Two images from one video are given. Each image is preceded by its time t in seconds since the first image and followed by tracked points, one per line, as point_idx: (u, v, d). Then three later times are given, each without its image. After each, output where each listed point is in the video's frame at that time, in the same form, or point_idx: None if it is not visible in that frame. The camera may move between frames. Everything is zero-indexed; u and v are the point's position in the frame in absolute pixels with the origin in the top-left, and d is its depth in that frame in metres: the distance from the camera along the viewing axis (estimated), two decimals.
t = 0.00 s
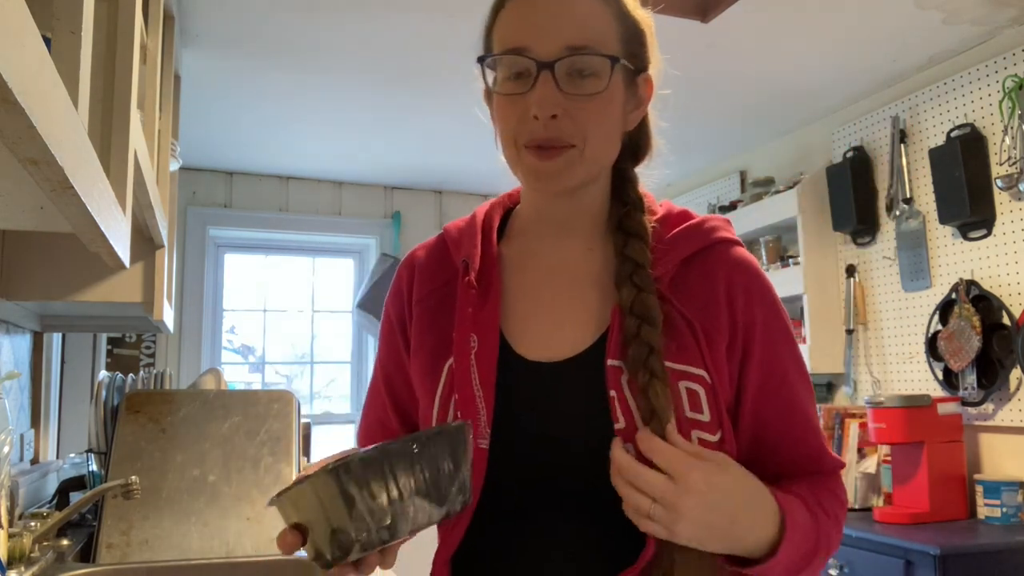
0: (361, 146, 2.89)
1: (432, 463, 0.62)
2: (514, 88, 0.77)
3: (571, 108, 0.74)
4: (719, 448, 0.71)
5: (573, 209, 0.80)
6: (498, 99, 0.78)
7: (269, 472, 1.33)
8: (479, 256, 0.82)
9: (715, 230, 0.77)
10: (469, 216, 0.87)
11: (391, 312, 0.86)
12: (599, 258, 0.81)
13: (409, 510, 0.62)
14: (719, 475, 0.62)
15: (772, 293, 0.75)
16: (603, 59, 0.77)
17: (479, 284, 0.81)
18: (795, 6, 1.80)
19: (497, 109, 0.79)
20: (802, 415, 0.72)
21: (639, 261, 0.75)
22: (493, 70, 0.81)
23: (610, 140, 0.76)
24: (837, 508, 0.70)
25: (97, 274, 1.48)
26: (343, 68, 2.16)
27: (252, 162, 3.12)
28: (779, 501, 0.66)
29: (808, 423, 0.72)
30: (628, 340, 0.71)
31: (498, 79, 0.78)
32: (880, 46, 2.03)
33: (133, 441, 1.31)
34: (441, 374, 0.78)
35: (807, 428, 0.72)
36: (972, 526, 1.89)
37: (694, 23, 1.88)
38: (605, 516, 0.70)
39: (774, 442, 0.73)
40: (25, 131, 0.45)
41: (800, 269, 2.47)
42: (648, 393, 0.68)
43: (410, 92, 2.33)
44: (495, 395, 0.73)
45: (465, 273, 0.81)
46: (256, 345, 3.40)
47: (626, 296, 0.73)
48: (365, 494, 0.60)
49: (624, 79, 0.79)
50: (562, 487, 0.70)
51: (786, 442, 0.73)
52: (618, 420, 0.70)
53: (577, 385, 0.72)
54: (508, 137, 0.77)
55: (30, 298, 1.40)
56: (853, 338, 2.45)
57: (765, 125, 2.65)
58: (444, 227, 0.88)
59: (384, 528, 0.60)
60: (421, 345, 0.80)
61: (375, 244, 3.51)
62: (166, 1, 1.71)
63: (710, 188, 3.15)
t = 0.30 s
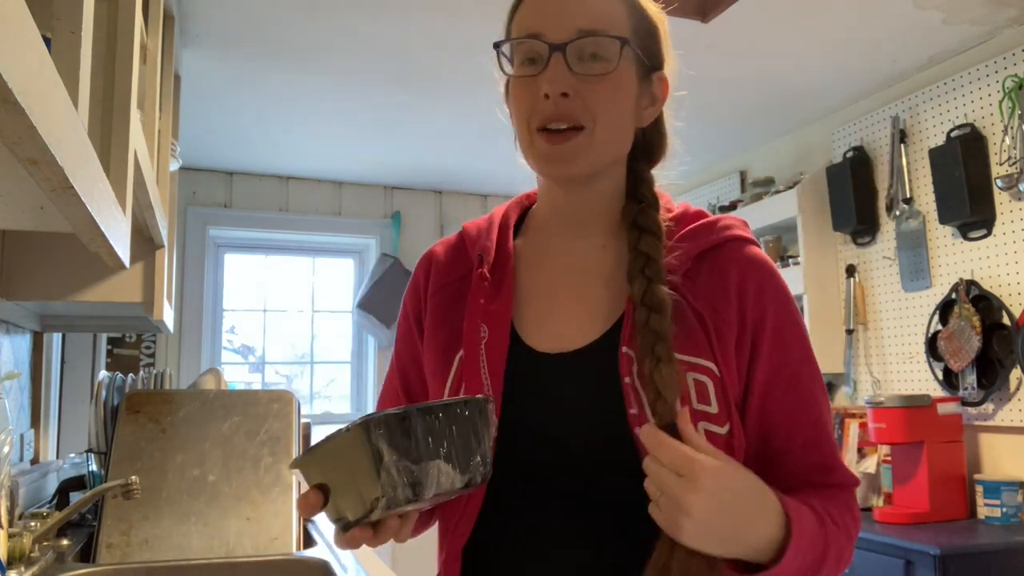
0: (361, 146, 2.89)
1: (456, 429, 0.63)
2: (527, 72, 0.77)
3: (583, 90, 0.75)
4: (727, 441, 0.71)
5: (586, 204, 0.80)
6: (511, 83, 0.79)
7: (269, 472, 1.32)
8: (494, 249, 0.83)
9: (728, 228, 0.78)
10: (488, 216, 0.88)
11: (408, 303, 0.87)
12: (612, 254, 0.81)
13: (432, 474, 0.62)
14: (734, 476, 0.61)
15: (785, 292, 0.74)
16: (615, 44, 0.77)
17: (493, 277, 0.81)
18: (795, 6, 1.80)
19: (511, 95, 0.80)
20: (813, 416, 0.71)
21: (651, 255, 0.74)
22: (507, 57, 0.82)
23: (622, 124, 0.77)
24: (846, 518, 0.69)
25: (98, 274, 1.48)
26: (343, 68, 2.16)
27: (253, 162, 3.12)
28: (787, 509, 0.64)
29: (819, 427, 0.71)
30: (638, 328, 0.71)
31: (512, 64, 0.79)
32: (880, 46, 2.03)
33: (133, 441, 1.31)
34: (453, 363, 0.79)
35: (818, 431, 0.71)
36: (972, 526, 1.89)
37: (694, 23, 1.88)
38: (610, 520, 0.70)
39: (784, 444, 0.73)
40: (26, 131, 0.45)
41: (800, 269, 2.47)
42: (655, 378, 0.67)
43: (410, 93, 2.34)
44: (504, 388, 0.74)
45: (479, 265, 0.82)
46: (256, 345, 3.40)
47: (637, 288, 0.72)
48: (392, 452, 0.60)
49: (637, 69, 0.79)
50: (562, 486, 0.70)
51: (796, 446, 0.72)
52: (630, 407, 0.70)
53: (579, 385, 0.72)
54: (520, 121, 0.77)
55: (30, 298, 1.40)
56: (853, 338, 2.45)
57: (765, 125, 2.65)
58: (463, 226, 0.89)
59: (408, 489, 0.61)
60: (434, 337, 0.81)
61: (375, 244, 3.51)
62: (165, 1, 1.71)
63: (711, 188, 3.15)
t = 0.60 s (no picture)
0: (362, 146, 2.89)
1: (476, 468, 0.63)
2: (529, 70, 0.78)
3: (583, 87, 0.75)
4: (714, 439, 0.71)
5: (584, 202, 0.80)
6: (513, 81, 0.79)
7: (269, 472, 1.32)
8: (491, 245, 0.83)
9: (724, 228, 0.78)
10: (488, 212, 0.88)
11: (405, 298, 0.87)
12: (609, 252, 0.81)
13: (449, 512, 0.62)
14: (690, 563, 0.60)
15: (781, 292, 0.74)
16: (616, 42, 0.77)
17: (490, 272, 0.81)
18: (795, 6, 1.80)
19: (513, 94, 0.80)
20: (808, 417, 0.71)
21: (642, 261, 0.75)
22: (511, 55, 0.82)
23: (622, 122, 0.77)
24: (838, 527, 0.69)
25: (98, 274, 1.48)
26: (343, 68, 2.16)
27: (253, 162, 3.12)
28: None
29: (813, 429, 0.71)
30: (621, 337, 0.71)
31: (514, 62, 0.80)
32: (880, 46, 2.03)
33: (133, 441, 1.32)
34: (447, 356, 0.78)
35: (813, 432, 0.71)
36: (972, 526, 1.89)
37: (694, 23, 1.88)
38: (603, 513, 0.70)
39: (777, 446, 0.73)
40: (25, 131, 0.45)
41: (800, 269, 2.47)
42: (628, 391, 0.68)
43: (410, 93, 2.34)
44: (498, 382, 0.74)
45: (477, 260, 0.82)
46: (256, 345, 3.40)
47: (625, 293, 0.73)
48: (409, 495, 0.61)
49: (638, 69, 0.79)
50: (558, 479, 0.71)
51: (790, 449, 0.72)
52: (609, 404, 0.70)
53: (577, 374, 0.72)
54: (521, 118, 0.78)
55: (31, 298, 1.40)
56: (853, 338, 2.45)
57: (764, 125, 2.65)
58: (463, 222, 0.89)
59: (423, 530, 0.61)
60: (430, 332, 0.81)
61: (375, 244, 3.51)
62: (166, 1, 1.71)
63: (710, 188, 3.15)
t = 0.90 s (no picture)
0: (362, 146, 2.89)
1: (486, 467, 0.64)
2: (525, 80, 0.77)
3: (578, 98, 0.75)
4: (711, 443, 0.71)
5: (580, 207, 0.81)
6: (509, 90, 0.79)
7: (269, 472, 1.32)
8: (487, 249, 0.83)
9: (718, 233, 0.78)
10: (481, 215, 0.88)
11: (400, 301, 0.87)
12: (605, 256, 0.81)
13: (462, 512, 0.62)
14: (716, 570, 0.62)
15: (774, 297, 0.74)
16: (611, 52, 0.77)
17: (486, 276, 0.81)
18: (795, 6, 1.80)
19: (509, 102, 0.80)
20: (803, 422, 0.72)
21: (638, 264, 0.75)
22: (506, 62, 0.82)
23: (617, 132, 0.77)
24: (836, 534, 0.69)
25: (98, 274, 1.48)
26: (343, 68, 2.16)
27: (252, 162, 3.12)
28: None
29: (809, 434, 0.71)
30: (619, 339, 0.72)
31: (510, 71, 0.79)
32: (880, 46, 2.03)
33: (133, 441, 1.32)
34: (444, 361, 0.78)
35: (808, 437, 0.71)
36: (972, 526, 1.89)
37: (694, 23, 1.88)
38: (599, 520, 0.70)
39: (774, 452, 0.73)
40: (25, 132, 0.45)
41: (800, 269, 2.47)
42: (630, 392, 0.68)
43: (411, 93, 2.34)
44: (495, 388, 0.74)
45: (473, 265, 0.82)
46: (256, 345, 3.40)
47: (621, 296, 0.73)
48: (428, 494, 0.60)
49: (634, 76, 0.79)
50: (554, 485, 0.70)
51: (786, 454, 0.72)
52: (608, 407, 0.71)
53: (574, 378, 0.72)
54: (518, 127, 0.78)
55: (31, 298, 1.40)
56: (853, 338, 2.45)
57: (764, 125, 2.65)
58: (457, 225, 0.89)
59: (439, 529, 0.61)
60: (425, 336, 0.81)
61: (375, 244, 3.51)
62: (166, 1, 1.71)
63: (710, 188, 3.15)
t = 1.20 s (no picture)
0: (362, 146, 2.89)
1: (501, 466, 0.64)
2: (525, 85, 0.77)
3: (579, 103, 0.75)
4: (711, 443, 0.71)
5: (580, 208, 0.80)
6: (510, 95, 0.79)
7: (269, 472, 1.32)
8: (487, 250, 0.83)
9: (717, 236, 0.78)
10: (479, 215, 0.88)
11: (398, 300, 0.87)
12: (604, 257, 0.81)
13: (476, 509, 0.64)
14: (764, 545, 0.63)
15: (771, 301, 0.75)
16: (610, 59, 0.77)
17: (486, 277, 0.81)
18: (796, 5, 1.80)
19: (509, 106, 0.80)
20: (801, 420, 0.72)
21: (639, 262, 0.75)
22: (506, 67, 0.82)
23: (616, 136, 0.77)
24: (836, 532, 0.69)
25: (98, 274, 1.48)
26: (343, 68, 2.16)
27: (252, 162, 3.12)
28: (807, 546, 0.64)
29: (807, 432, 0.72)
30: (623, 337, 0.72)
31: (511, 76, 0.79)
32: (880, 46, 2.03)
33: (133, 441, 1.32)
34: (444, 361, 0.78)
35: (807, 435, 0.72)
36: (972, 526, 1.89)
37: (694, 24, 1.88)
38: (599, 523, 0.70)
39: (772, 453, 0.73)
40: (25, 132, 0.45)
41: (800, 269, 2.47)
42: (638, 388, 0.69)
43: (411, 92, 2.34)
44: (496, 389, 0.74)
45: (473, 265, 0.82)
46: (256, 345, 3.40)
47: (623, 295, 0.74)
48: (444, 492, 0.61)
49: (632, 82, 0.79)
50: (555, 487, 0.70)
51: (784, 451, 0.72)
52: (611, 406, 0.71)
53: (575, 377, 0.73)
54: (519, 131, 0.77)
55: (31, 298, 1.40)
56: (853, 339, 2.45)
57: (764, 125, 2.65)
58: (455, 225, 0.89)
59: (455, 526, 0.62)
60: (424, 336, 0.81)
61: (375, 244, 3.51)
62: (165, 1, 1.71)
63: (710, 188, 3.15)
